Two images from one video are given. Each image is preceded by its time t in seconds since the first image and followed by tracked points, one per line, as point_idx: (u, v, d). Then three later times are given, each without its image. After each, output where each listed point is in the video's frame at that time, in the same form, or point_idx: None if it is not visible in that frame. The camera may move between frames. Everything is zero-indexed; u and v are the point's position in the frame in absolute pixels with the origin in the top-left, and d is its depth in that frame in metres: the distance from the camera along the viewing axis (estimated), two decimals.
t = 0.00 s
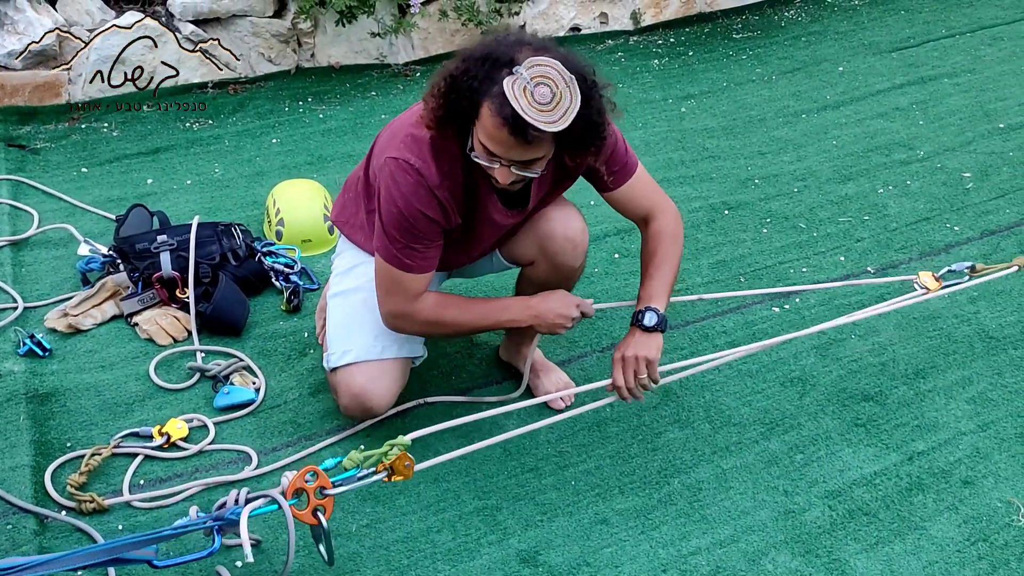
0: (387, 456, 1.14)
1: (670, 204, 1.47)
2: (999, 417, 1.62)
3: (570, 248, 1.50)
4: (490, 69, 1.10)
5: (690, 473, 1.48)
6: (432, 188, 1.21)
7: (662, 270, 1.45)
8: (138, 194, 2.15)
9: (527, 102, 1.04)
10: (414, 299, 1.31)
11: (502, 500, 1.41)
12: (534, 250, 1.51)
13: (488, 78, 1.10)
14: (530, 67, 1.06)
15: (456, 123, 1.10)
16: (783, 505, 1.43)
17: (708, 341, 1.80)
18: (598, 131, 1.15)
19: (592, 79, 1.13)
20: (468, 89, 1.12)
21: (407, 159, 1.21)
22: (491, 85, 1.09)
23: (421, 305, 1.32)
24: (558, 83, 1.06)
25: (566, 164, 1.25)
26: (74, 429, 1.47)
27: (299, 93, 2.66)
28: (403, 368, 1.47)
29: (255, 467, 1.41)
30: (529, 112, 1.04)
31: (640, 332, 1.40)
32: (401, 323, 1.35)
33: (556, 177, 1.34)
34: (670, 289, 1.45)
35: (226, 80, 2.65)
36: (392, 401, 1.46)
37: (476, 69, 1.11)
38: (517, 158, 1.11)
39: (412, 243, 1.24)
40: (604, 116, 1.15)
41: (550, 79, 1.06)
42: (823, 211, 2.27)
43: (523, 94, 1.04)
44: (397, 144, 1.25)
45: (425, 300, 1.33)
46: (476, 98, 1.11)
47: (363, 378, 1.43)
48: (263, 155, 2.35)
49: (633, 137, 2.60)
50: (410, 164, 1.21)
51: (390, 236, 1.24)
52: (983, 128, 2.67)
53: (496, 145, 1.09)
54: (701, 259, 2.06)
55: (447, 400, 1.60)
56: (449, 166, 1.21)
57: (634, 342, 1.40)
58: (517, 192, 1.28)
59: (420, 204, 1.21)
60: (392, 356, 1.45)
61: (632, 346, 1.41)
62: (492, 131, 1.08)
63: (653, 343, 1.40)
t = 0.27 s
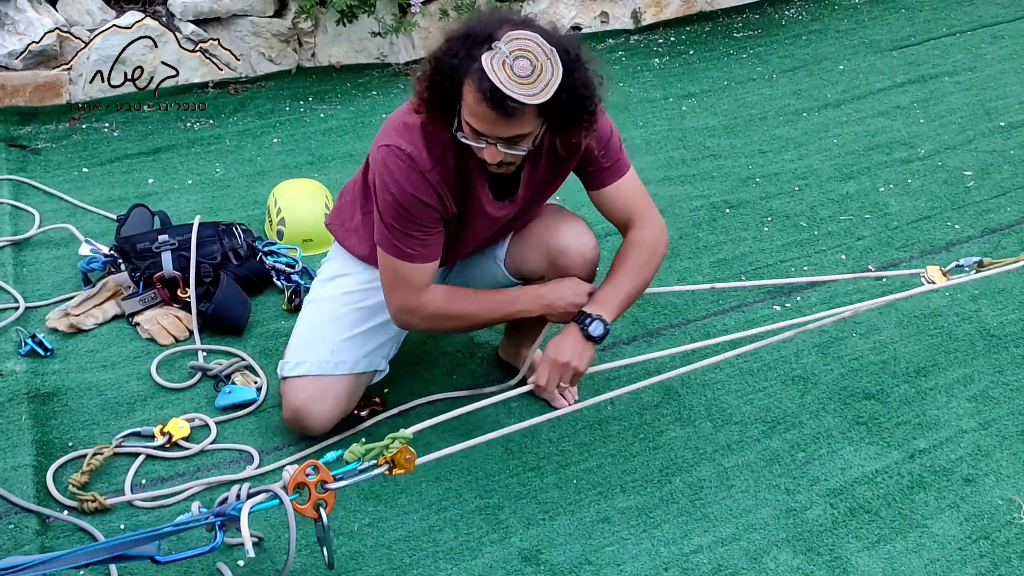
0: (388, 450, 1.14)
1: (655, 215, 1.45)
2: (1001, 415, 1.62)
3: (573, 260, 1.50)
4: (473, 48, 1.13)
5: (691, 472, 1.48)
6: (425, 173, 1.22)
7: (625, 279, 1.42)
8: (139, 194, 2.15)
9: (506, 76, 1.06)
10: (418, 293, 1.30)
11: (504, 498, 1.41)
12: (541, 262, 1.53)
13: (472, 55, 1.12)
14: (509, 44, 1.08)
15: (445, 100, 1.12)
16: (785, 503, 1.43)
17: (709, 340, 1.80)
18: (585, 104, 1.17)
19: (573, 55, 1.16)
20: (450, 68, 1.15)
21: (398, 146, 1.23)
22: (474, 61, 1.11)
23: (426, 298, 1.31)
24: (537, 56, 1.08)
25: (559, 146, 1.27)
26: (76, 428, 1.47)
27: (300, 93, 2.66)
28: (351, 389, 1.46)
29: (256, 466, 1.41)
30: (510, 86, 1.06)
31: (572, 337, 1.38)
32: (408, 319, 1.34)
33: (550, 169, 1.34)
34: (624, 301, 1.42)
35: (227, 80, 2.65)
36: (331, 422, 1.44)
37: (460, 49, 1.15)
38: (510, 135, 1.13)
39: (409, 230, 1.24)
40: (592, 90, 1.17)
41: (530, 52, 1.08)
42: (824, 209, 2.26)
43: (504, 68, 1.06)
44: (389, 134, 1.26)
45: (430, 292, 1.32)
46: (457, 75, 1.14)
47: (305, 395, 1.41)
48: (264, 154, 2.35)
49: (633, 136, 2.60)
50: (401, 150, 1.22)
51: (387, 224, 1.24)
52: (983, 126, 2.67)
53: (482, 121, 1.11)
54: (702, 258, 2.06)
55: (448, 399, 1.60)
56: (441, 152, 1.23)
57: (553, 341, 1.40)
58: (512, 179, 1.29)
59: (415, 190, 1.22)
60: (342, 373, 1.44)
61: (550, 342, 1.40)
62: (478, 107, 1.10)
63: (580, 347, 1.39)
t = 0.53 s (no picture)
0: (390, 454, 1.14)
1: (638, 215, 1.46)
2: (1004, 413, 1.62)
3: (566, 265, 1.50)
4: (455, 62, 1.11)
5: (694, 469, 1.48)
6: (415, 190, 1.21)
7: (592, 259, 1.42)
8: (142, 192, 2.15)
9: (497, 89, 1.05)
10: (415, 309, 1.31)
11: (507, 496, 1.41)
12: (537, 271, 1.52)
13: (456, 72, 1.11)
14: (497, 56, 1.08)
15: (431, 117, 1.10)
16: (788, 501, 1.43)
17: (712, 338, 1.80)
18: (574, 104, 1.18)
19: (559, 57, 1.17)
20: (435, 83, 1.14)
21: (386, 163, 1.22)
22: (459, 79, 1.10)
23: (427, 315, 1.32)
24: (525, 66, 1.08)
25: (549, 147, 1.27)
26: (80, 426, 1.47)
27: (302, 91, 2.66)
28: (335, 402, 1.45)
29: (259, 464, 1.41)
30: (501, 99, 1.05)
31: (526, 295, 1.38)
32: (410, 338, 1.36)
33: (539, 171, 1.35)
34: (586, 280, 1.42)
35: (230, 78, 2.66)
36: (317, 436, 1.44)
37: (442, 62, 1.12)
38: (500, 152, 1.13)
39: (404, 249, 1.24)
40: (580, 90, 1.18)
41: (517, 62, 1.07)
42: (827, 207, 2.26)
43: (495, 81, 1.05)
44: (375, 151, 1.25)
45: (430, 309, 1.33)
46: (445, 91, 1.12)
47: (288, 412, 1.41)
48: (267, 153, 2.35)
49: (636, 134, 2.60)
50: (389, 168, 1.21)
51: (382, 244, 1.24)
52: (987, 124, 2.66)
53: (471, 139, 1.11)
54: (704, 255, 2.06)
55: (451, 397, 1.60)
56: (429, 167, 1.21)
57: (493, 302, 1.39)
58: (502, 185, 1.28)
59: (408, 209, 1.21)
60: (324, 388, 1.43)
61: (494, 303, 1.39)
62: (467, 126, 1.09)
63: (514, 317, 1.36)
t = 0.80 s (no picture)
0: (394, 448, 1.13)
1: (633, 193, 1.47)
2: (1011, 410, 1.61)
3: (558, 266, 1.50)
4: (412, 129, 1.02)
5: (699, 465, 1.48)
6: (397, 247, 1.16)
7: (597, 250, 1.45)
8: (148, 187, 2.15)
9: (478, 153, 0.97)
10: (404, 351, 1.29)
11: (512, 492, 1.41)
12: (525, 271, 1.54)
13: (416, 141, 1.02)
14: (465, 115, 0.98)
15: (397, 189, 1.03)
16: (794, 497, 1.43)
17: (718, 334, 1.80)
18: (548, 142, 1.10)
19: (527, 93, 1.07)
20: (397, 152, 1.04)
21: (362, 220, 1.16)
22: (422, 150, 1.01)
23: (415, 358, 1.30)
24: (499, 118, 0.99)
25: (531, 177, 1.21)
26: (86, 420, 1.47)
27: (308, 86, 2.66)
28: (337, 397, 1.44)
29: (265, 458, 1.42)
30: (480, 160, 0.97)
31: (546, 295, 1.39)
32: (399, 376, 1.34)
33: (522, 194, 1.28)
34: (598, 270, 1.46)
35: (235, 73, 2.66)
36: (322, 432, 1.43)
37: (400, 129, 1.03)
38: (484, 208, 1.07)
39: (393, 303, 1.21)
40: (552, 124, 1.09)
41: (489, 117, 0.99)
42: (834, 203, 2.25)
43: (468, 143, 0.97)
44: (349, 204, 1.19)
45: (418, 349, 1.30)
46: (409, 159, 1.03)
47: (292, 409, 1.40)
48: (272, 148, 2.35)
49: (641, 129, 2.59)
50: (365, 226, 1.15)
51: (367, 299, 1.21)
52: (995, 120, 2.65)
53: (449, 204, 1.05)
54: (710, 252, 2.06)
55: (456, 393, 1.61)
56: (408, 218, 1.16)
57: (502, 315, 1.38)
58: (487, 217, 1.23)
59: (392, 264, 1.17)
60: (325, 383, 1.42)
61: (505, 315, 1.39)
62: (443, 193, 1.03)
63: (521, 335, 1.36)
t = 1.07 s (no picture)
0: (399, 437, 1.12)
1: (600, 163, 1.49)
2: (1021, 408, 1.60)
3: (550, 267, 1.48)
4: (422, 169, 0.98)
5: (707, 462, 1.47)
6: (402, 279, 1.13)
7: (599, 229, 1.49)
8: (154, 180, 2.15)
9: (511, 141, 0.97)
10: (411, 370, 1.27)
11: (518, 488, 1.41)
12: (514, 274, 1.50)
13: (424, 182, 0.98)
14: (479, 122, 0.97)
15: (404, 229, 1.00)
16: (802, 495, 1.42)
17: (725, 329, 1.79)
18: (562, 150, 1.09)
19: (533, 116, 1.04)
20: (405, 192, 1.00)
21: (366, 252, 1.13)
22: (432, 193, 0.98)
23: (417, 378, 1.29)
24: (512, 109, 1.01)
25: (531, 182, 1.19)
26: (93, 414, 1.47)
27: (313, 79, 2.65)
28: (340, 391, 1.43)
29: (271, 453, 1.42)
30: (525, 144, 0.97)
31: (584, 286, 1.43)
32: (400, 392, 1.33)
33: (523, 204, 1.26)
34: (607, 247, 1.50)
35: (241, 67, 2.65)
36: (327, 425, 1.43)
37: (408, 168, 0.99)
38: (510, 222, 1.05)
39: (403, 325, 1.19)
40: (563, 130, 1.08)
41: (502, 112, 0.99)
42: (842, 198, 2.24)
43: (504, 143, 0.96)
44: (352, 233, 1.15)
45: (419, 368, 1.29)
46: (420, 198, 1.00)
47: (296, 404, 1.40)
48: (278, 141, 2.34)
49: (648, 124, 2.58)
50: (369, 259, 1.12)
51: (376, 325, 1.19)
52: (1005, 115, 2.63)
53: (463, 238, 1.02)
54: (717, 247, 2.04)
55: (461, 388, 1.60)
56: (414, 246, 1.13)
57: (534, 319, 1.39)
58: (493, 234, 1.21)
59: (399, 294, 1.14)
60: (326, 376, 1.41)
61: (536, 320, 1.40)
62: (459, 230, 1.00)
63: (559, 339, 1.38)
